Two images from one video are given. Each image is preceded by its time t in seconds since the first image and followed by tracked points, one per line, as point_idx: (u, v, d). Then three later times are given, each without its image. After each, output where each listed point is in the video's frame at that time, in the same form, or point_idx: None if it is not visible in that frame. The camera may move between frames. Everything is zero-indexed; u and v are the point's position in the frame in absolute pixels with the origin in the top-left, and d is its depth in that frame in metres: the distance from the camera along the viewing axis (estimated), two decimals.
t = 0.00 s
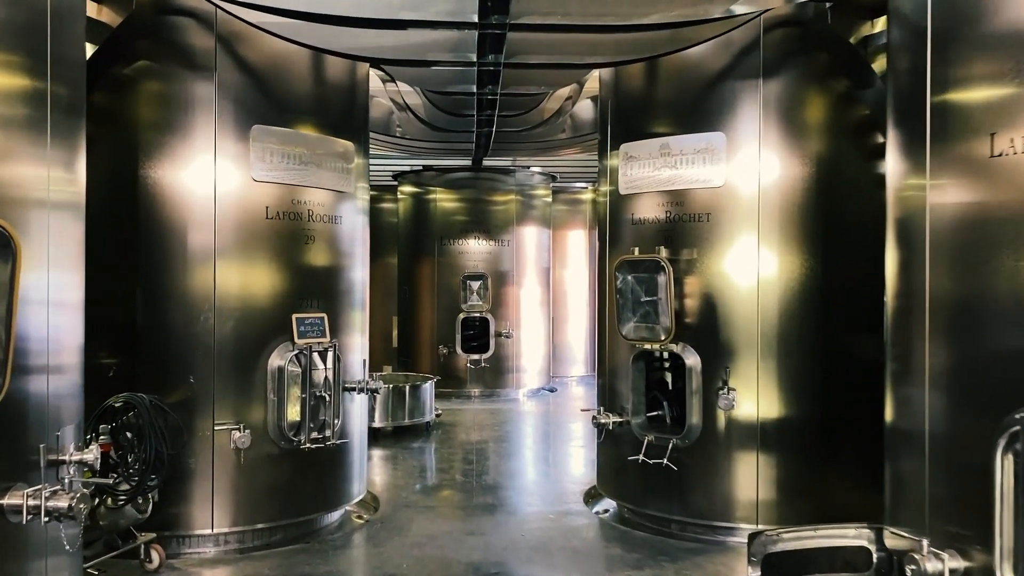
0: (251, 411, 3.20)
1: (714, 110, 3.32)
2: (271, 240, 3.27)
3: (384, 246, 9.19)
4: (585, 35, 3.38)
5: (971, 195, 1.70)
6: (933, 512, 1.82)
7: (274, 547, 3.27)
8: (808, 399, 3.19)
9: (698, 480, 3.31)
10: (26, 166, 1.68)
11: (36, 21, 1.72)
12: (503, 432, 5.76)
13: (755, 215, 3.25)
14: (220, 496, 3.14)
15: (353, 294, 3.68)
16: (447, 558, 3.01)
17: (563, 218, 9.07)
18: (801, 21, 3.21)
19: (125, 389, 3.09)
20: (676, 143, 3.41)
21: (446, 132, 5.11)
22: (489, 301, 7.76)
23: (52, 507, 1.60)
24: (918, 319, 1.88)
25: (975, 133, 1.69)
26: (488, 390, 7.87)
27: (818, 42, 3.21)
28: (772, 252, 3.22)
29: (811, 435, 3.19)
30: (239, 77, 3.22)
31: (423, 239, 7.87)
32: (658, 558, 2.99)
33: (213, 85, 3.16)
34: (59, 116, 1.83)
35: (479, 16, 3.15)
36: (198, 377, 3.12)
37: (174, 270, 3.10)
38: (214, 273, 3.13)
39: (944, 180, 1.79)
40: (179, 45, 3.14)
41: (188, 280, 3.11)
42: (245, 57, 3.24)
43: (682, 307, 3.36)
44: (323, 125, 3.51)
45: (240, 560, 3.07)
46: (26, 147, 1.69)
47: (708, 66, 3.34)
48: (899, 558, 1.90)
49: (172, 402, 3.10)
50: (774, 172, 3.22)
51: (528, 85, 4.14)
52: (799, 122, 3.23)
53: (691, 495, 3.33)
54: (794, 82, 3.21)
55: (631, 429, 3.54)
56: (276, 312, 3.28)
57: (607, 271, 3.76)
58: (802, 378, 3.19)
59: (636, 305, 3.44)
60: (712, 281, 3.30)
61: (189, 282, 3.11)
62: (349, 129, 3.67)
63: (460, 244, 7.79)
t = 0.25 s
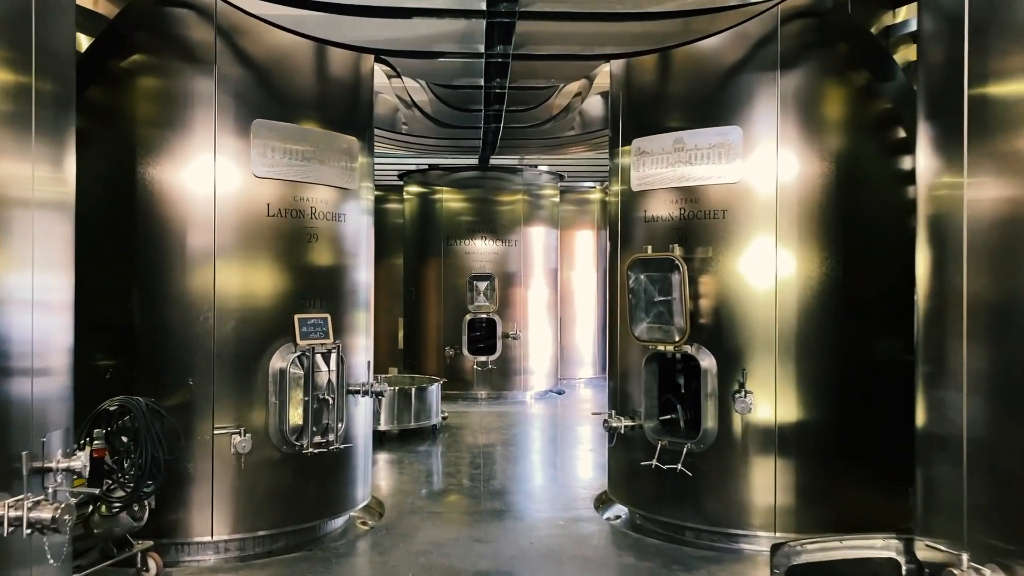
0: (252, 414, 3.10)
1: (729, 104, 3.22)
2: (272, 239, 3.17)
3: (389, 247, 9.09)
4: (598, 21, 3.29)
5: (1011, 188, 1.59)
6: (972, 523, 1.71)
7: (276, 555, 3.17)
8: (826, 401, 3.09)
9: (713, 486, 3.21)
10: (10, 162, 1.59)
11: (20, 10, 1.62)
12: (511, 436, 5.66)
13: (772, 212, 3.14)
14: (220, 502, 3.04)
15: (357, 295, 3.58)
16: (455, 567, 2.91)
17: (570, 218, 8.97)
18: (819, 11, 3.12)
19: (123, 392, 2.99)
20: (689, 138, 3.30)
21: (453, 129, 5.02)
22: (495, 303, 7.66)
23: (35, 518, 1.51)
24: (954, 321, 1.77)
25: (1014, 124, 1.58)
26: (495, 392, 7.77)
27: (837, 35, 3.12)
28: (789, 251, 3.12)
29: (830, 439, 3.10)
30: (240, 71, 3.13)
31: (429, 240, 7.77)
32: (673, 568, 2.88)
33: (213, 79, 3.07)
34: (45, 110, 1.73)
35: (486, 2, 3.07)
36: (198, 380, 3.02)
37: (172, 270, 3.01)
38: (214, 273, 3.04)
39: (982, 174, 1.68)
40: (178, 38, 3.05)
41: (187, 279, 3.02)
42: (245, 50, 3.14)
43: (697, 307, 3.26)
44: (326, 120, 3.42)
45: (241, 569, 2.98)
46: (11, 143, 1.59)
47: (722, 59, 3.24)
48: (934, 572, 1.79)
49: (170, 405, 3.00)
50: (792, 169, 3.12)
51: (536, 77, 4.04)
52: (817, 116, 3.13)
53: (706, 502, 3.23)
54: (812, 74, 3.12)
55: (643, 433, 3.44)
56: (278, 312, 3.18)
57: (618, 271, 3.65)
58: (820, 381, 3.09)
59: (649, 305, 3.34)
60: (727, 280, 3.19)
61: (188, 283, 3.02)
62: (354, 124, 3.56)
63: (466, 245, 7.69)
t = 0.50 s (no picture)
0: (250, 421, 3.00)
1: (743, 99, 3.11)
2: (270, 239, 3.07)
3: (392, 248, 9.00)
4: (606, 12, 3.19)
5: None
6: (1014, 543, 1.60)
7: (275, 566, 3.07)
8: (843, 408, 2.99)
9: (726, 494, 3.10)
10: None
11: None
12: (515, 440, 5.55)
13: (788, 211, 3.03)
14: (216, 512, 2.94)
15: (359, 296, 3.48)
16: None
17: (575, 218, 8.87)
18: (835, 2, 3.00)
19: (116, 398, 2.89)
20: (702, 134, 3.19)
21: (457, 126, 4.91)
22: (500, 304, 7.56)
23: (11, 538, 1.43)
24: (992, 327, 1.67)
25: None
26: (498, 395, 7.67)
27: (855, 28, 3.01)
28: (806, 251, 3.01)
29: (847, 446, 3.00)
30: (237, 66, 3.02)
31: (433, 241, 7.68)
32: None
33: (209, 74, 2.97)
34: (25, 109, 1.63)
35: None
36: (193, 385, 2.92)
37: (168, 272, 2.91)
38: (210, 274, 2.94)
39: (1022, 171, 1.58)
40: (173, 32, 2.95)
41: (182, 281, 2.92)
42: (242, 44, 3.03)
43: (710, 310, 3.15)
44: (327, 116, 3.31)
45: None
46: None
47: (736, 52, 3.13)
48: None
49: (165, 411, 2.91)
50: (808, 165, 3.01)
51: (542, 71, 3.94)
52: (835, 112, 3.02)
53: (719, 511, 3.12)
54: (829, 69, 3.01)
55: (653, 439, 3.33)
56: (277, 315, 3.08)
57: (627, 272, 3.54)
58: (837, 386, 2.99)
59: (660, 308, 3.23)
60: (741, 282, 3.09)
61: (183, 284, 2.92)
62: (354, 119, 3.44)
63: (470, 245, 7.59)
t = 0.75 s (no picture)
0: (245, 427, 2.90)
1: (755, 93, 3.00)
2: (266, 237, 2.97)
3: (392, 247, 8.90)
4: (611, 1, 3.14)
5: None
6: None
7: None
8: (860, 413, 2.89)
9: (737, 502, 3.00)
10: None
11: None
12: (518, 443, 5.45)
13: (802, 209, 2.93)
14: (210, 522, 2.84)
15: (358, 297, 3.37)
16: None
17: (578, 217, 8.78)
18: None
19: (105, 404, 2.79)
20: (712, 130, 3.08)
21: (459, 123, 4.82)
22: (502, 304, 7.46)
23: None
24: None
25: None
26: (500, 397, 7.57)
27: (871, 19, 2.91)
28: (820, 251, 2.91)
29: (863, 453, 2.90)
30: (232, 59, 2.92)
31: (434, 241, 7.58)
32: None
33: (202, 68, 2.86)
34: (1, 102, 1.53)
35: None
36: (185, 390, 2.82)
37: (159, 273, 2.81)
38: (203, 274, 2.84)
39: None
40: (164, 24, 2.85)
41: (174, 282, 2.81)
42: (237, 36, 2.93)
43: (721, 311, 3.04)
44: (325, 112, 3.20)
45: None
46: None
47: (747, 45, 3.02)
48: None
49: (156, 417, 2.80)
50: (823, 162, 2.91)
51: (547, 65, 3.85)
52: (851, 107, 2.91)
53: (729, 519, 3.02)
54: (844, 62, 2.91)
55: (661, 445, 3.23)
56: (273, 317, 2.98)
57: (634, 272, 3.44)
58: (853, 390, 2.89)
59: (669, 309, 3.12)
60: (753, 283, 2.99)
61: (176, 285, 2.82)
62: (353, 115, 3.34)
63: (472, 245, 7.48)
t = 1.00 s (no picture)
0: (235, 430, 2.79)
1: (765, 84, 2.89)
2: (257, 234, 2.86)
3: (391, 246, 8.79)
4: None
5: None
6: None
7: None
8: (875, 416, 2.78)
9: (746, 508, 2.89)
10: None
11: None
12: (519, 445, 5.35)
13: (814, 204, 2.82)
14: (199, 529, 2.73)
15: (354, 296, 3.27)
16: None
17: (579, 215, 8.68)
18: None
19: (90, 407, 2.68)
20: (721, 122, 2.97)
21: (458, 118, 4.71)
22: (502, 304, 7.35)
23: None
24: None
25: None
26: (501, 398, 7.47)
27: (886, 7, 2.80)
28: (833, 247, 2.80)
29: (878, 457, 2.79)
30: (222, 49, 2.81)
31: (434, 240, 7.48)
32: None
33: (191, 58, 2.75)
34: None
35: None
36: (173, 392, 2.71)
37: (146, 271, 2.70)
38: (191, 272, 2.73)
39: None
40: (151, 13, 2.74)
41: (161, 280, 2.71)
42: (228, 25, 2.82)
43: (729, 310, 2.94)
44: (319, 104, 3.09)
45: None
46: None
47: (757, 34, 2.91)
48: None
49: (143, 420, 2.70)
50: (836, 155, 2.80)
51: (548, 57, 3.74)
52: (865, 98, 2.80)
53: (738, 526, 2.91)
54: (857, 51, 2.80)
55: (668, 448, 3.12)
56: (265, 317, 2.87)
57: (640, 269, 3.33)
58: (868, 392, 2.78)
59: (676, 308, 3.01)
60: (763, 280, 2.88)
61: (163, 284, 2.71)
62: (349, 107, 3.23)
63: (472, 244, 7.37)
